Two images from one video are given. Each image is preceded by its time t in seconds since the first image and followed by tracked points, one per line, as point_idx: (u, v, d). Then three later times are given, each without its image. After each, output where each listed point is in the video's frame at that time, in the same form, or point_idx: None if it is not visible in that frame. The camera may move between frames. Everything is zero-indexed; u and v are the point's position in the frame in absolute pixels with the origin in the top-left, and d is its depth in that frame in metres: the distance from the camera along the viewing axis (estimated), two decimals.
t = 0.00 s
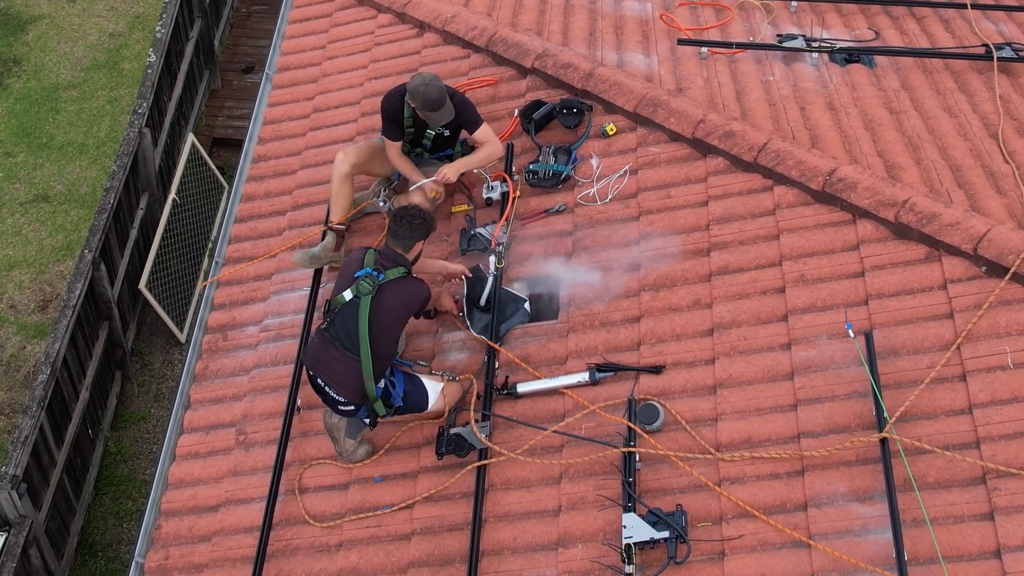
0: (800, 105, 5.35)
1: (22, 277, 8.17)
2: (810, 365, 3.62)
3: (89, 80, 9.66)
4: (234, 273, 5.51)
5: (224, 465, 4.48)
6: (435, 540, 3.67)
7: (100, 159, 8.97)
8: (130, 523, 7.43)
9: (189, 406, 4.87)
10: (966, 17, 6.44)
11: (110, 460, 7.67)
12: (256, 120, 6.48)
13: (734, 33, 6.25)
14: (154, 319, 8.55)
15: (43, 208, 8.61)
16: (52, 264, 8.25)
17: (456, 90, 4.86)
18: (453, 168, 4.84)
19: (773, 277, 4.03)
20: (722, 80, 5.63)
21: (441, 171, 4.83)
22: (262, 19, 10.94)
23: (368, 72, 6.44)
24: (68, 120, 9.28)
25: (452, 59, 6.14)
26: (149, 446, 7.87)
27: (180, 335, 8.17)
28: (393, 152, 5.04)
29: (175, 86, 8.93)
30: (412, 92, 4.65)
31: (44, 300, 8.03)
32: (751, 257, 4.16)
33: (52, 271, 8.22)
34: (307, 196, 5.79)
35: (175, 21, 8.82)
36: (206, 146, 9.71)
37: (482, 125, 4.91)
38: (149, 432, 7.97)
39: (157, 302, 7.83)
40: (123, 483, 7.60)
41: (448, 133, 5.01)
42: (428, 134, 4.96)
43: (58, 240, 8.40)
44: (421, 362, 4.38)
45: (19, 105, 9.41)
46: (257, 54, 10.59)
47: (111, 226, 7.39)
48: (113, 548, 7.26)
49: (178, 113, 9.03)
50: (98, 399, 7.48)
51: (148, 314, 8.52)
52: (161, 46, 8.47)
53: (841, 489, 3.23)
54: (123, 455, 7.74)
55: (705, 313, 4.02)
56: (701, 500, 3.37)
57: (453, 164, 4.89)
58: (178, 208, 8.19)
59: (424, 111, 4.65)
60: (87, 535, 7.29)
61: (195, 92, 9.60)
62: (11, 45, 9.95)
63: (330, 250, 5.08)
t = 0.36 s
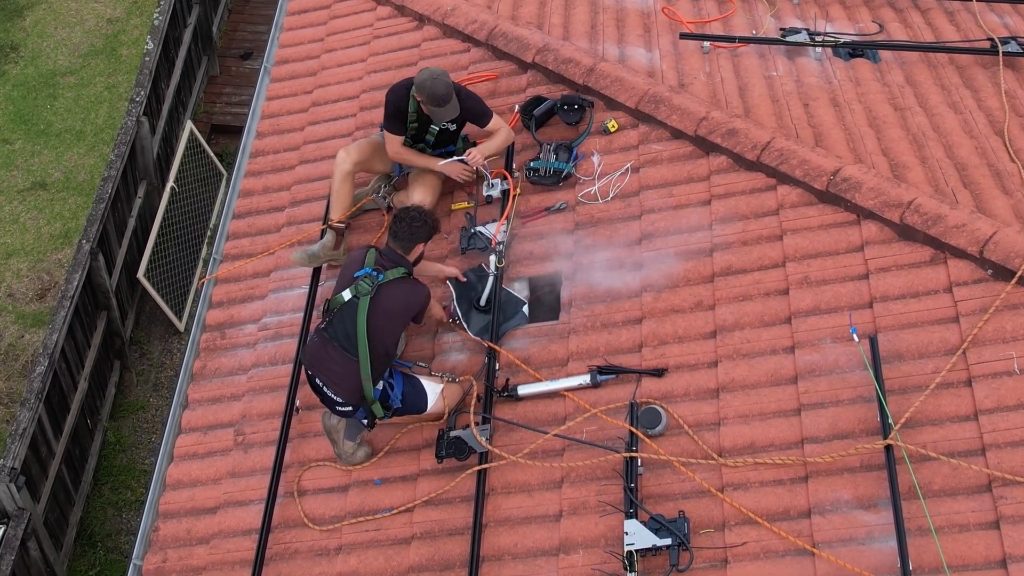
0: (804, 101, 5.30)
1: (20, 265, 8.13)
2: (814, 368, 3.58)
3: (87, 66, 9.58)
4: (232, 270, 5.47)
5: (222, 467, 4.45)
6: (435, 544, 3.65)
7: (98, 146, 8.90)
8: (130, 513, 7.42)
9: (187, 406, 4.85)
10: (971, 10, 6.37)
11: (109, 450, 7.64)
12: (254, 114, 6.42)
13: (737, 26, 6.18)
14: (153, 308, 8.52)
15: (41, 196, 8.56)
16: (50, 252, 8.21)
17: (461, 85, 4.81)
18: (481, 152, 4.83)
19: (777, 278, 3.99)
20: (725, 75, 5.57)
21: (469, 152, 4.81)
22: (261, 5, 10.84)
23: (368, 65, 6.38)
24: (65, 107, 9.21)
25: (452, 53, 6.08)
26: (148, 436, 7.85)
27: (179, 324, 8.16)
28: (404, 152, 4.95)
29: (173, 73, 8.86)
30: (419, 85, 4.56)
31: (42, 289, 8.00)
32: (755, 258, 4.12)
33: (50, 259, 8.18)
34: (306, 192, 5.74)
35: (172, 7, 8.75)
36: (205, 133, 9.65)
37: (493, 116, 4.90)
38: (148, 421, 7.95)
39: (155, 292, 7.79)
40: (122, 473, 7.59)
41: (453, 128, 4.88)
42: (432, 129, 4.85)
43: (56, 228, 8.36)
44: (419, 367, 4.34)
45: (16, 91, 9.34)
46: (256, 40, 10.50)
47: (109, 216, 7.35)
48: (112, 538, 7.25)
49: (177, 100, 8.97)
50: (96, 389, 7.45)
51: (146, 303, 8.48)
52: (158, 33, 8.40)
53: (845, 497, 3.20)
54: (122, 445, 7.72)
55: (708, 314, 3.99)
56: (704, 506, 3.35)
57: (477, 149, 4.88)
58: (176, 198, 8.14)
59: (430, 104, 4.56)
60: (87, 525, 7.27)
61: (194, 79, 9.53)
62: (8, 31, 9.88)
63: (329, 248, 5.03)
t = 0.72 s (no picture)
0: (807, 98, 5.24)
1: (17, 254, 8.12)
2: (817, 373, 3.54)
3: (84, 53, 9.51)
4: (229, 268, 5.42)
5: (219, 469, 4.41)
6: (435, 550, 3.62)
7: (96, 133, 8.85)
8: (129, 503, 7.39)
9: (184, 406, 4.81)
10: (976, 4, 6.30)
11: (106, 441, 7.62)
12: (251, 108, 6.35)
13: (740, 19, 6.11)
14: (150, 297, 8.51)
15: (38, 184, 8.52)
16: (47, 240, 8.20)
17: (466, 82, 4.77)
18: (473, 146, 4.81)
19: (780, 280, 3.94)
20: (727, 71, 5.51)
21: (459, 143, 4.80)
22: None
23: (366, 59, 6.31)
24: (62, 94, 9.15)
25: (452, 48, 6.01)
26: (147, 426, 7.81)
27: (178, 313, 8.15)
28: (385, 140, 4.89)
29: (171, 60, 8.80)
30: (423, 82, 4.53)
31: (39, 278, 7.98)
32: (758, 260, 4.07)
33: (47, 248, 8.17)
34: (304, 188, 5.68)
35: None
36: (203, 120, 9.58)
37: (496, 116, 4.86)
38: (146, 411, 7.90)
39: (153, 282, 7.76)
40: (121, 464, 7.56)
41: (455, 126, 4.85)
42: (433, 126, 4.81)
43: (53, 216, 8.33)
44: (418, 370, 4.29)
45: (12, 78, 9.28)
46: (254, 26, 10.41)
47: (106, 206, 7.30)
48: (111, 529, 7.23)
49: (174, 87, 8.91)
50: (93, 379, 7.42)
51: (144, 292, 8.43)
52: (155, 20, 8.33)
53: (848, 505, 3.17)
54: (120, 435, 7.68)
55: (710, 317, 3.95)
56: (706, 514, 3.32)
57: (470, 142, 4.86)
58: (173, 187, 8.09)
59: (432, 102, 4.53)
60: (86, 516, 7.25)
61: (191, 66, 9.45)
62: (4, 17, 9.81)
63: (326, 247, 4.99)
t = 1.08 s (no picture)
0: (811, 95, 5.19)
1: (15, 244, 8.16)
2: (821, 380, 3.50)
3: (81, 40, 9.54)
4: (227, 267, 5.37)
5: (217, 472, 4.38)
6: (435, 557, 3.59)
7: (93, 121, 8.90)
8: (129, 494, 7.40)
9: (181, 408, 4.77)
10: None
11: (105, 432, 7.63)
12: (249, 104, 6.29)
13: (743, 13, 6.04)
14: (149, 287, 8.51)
15: (36, 172, 8.57)
16: (45, 230, 8.23)
17: (467, 80, 4.71)
18: (457, 142, 4.68)
19: (784, 284, 3.90)
20: (730, 67, 5.45)
21: (443, 142, 4.67)
22: None
23: (364, 54, 6.24)
24: (59, 81, 9.18)
25: (451, 43, 5.94)
26: (145, 417, 7.83)
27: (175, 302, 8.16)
28: (378, 133, 4.80)
29: (168, 48, 8.75)
30: (424, 77, 4.47)
31: (37, 267, 8.01)
32: (761, 263, 4.03)
33: (45, 237, 8.19)
34: (302, 186, 5.63)
35: None
36: (201, 108, 9.53)
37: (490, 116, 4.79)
38: (144, 402, 7.92)
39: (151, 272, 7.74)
40: (119, 455, 7.57)
41: (455, 124, 4.78)
42: (433, 125, 4.75)
43: (51, 205, 8.36)
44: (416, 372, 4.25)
45: (9, 65, 9.29)
46: (252, 12, 10.33)
47: (104, 197, 7.26)
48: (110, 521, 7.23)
49: (172, 75, 8.87)
50: (92, 370, 7.41)
51: (142, 282, 8.44)
52: (152, 9, 8.27)
53: (853, 515, 3.14)
54: (119, 426, 7.70)
55: (713, 321, 3.91)
56: (709, 522, 3.29)
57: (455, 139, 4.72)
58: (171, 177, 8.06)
59: (431, 98, 4.47)
60: (85, 507, 7.25)
61: (189, 53, 9.40)
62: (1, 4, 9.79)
63: (325, 247, 4.95)
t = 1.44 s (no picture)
0: (814, 93, 5.14)
1: (12, 233, 8.16)
2: (825, 386, 3.47)
3: (78, 26, 9.53)
4: (224, 266, 5.32)
5: (215, 475, 4.34)
6: (435, 564, 3.56)
7: (91, 108, 8.89)
8: (128, 485, 7.43)
9: (178, 409, 4.73)
10: None
11: (104, 422, 7.64)
12: (246, 99, 6.23)
13: (746, 8, 5.97)
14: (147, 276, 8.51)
15: (33, 160, 8.57)
16: (43, 218, 8.23)
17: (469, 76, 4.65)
18: (452, 142, 4.59)
19: (788, 288, 3.86)
20: (733, 64, 5.39)
21: (437, 139, 4.58)
22: None
23: (363, 49, 6.17)
24: (56, 68, 9.18)
25: (451, 38, 5.87)
26: (144, 407, 7.86)
27: (174, 291, 8.15)
28: (373, 126, 4.71)
29: (166, 36, 8.69)
30: (426, 69, 4.40)
31: (34, 256, 8.02)
32: (765, 265, 3.99)
33: (43, 226, 8.19)
34: (299, 183, 5.57)
35: None
36: (199, 95, 9.48)
37: (490, 116, 4.71)
38: (143, 391, 7.95)
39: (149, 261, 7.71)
40: (118, 446, 7.58)
41: (454, 120, 4.73)
42: (433, 120, 4.69)
43: (49, 194, 8.37)
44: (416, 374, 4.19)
45: (6, 52, 9.29)
46: None
47: (101, 187, 7.23)
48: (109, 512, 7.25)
49: (170, 63, 8.82)
50: (90, 361, 7.40)
51: (140, 271, 8.47)
52: None
53: (857, 525, 3.12)
54: (117, 417, 7.73)
55: (716, 325, 3.87)
56: (712, 531, 3.27)
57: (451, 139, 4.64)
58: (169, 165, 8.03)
59: (431, 90, 4.39)
60: (83, 499, 7.26)
61: (187, 40, 9.35)
62: None
63: (325, 246, 4.90)
